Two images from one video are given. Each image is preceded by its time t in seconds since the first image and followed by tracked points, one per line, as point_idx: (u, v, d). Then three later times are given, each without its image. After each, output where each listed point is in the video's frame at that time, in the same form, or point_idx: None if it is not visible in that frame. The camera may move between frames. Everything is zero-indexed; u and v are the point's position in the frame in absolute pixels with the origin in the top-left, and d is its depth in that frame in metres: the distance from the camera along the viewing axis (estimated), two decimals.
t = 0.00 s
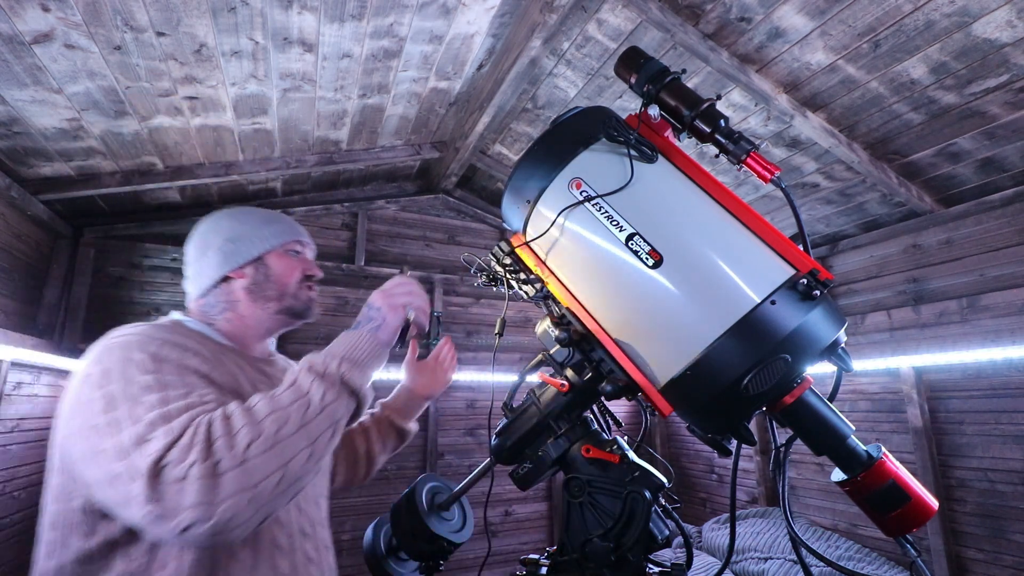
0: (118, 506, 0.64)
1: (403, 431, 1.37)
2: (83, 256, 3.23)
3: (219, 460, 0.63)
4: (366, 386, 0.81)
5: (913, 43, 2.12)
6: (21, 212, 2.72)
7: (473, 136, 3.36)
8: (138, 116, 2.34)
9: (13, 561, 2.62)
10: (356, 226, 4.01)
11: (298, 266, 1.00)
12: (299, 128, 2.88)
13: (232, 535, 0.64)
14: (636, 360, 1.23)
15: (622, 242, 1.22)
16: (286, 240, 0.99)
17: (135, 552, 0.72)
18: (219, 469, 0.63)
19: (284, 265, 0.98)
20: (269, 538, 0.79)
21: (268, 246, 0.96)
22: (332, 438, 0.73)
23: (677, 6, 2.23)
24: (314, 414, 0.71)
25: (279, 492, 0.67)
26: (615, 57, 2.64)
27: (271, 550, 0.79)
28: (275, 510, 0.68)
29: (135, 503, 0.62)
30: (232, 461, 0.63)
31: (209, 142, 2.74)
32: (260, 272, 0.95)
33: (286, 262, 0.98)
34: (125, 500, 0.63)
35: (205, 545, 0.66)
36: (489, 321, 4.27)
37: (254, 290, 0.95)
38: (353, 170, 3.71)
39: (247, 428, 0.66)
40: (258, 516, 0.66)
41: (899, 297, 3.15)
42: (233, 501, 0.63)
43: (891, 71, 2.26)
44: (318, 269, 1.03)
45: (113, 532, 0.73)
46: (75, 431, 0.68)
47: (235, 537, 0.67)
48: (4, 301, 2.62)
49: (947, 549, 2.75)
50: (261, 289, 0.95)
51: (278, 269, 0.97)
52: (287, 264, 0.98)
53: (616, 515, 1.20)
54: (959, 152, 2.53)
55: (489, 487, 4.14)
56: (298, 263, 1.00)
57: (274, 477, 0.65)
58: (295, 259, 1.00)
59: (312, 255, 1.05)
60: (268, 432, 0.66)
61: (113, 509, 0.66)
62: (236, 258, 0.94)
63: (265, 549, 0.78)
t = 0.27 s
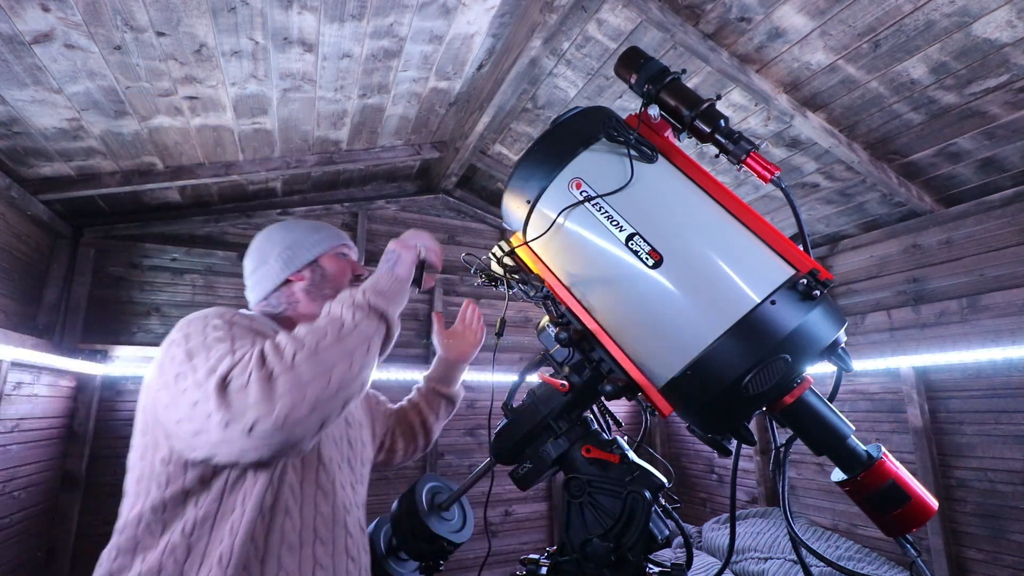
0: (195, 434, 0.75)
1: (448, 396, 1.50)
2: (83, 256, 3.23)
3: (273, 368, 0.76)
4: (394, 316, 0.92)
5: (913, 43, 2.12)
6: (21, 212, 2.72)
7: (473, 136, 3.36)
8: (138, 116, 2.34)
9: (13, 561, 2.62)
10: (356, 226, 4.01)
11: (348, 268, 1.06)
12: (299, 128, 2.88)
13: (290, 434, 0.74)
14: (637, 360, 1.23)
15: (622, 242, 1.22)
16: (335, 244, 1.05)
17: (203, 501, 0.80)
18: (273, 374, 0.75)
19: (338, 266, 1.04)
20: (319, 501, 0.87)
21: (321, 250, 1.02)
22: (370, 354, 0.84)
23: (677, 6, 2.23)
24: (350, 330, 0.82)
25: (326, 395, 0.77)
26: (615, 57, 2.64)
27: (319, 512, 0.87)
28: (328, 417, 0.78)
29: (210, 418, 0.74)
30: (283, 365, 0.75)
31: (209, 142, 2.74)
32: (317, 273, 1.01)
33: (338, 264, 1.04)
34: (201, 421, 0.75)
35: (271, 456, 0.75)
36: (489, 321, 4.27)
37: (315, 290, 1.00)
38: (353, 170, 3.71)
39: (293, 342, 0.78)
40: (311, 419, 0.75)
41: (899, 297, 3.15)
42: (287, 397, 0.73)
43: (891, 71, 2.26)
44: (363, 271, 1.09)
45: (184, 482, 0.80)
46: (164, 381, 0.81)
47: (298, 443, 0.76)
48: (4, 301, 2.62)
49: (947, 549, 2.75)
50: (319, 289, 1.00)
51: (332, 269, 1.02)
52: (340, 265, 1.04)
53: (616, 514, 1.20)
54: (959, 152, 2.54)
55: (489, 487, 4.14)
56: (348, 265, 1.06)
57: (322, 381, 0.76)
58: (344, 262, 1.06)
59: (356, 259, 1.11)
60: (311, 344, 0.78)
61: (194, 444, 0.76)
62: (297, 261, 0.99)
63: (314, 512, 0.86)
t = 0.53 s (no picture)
0: (231, 389, 0.92)
1: (469, 394, 1.63)
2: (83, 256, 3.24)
3: (297, 318, 0.93)
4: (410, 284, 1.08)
5: (913, 43, 2.12)
6: (21, 212, 2.72)
7: (473, 136, 3.36)
8: (138, 116, 2.34)
9: (13, 561, 2.62)
10: (357, 226, 4.01)
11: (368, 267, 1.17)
12: (299, 128, 2.88)
13: (314, 373, 0.89)
14: (636, 360, 1.23)
15: (622, 242, 1.22)
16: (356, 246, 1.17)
17: (227, 475, 0.97)
18: (296, 321, 0.92)
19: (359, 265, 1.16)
20: (330, 488, 1.02)
21: (343, 252, 1.14)
22: (382, 304, 1.00)
23: (677, 6, 2.23)
24: (362, 288, 0.99)
25: (344, 339, 0.93)
26: (615, 57, 2.64)
27: (331, 497, 1.01)
28: (348, 362, 0.93)
29: (246, 366, 0.91)
30: (306, 314, 0.93)
31: (209, 142, 2.74)
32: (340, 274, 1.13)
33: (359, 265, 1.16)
34: (237, 373, 0.92)
35: (297, 399, 0.89)
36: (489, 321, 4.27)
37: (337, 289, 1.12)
38: (353, 170, 3.71)
39: (314, 298, 0.95)
40: (330, 360, 0.91)
41: (899, 297, 3.15)
42: (308, 338, 0.90)
43: (891, 71, 2.26)
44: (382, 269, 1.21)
45: (211, 458, 0.97)
46: (199, 372, 1.00)
47: (321, 384, 0.90)
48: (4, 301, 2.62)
49: (947, 549, 2.75)
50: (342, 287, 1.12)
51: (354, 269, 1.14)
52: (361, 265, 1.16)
53: (616, 514, 1.20)
54: (959, 152, 2.54)
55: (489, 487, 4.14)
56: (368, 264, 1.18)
57: (338, 325, 0.93)
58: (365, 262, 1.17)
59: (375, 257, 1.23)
60: (328, 298, 0.96)
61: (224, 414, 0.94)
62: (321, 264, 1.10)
63: (325, 498, 1.00)
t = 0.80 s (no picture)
0: (257, 376, 0.93)
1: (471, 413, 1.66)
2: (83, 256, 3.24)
3: (323, 308, 0.96)
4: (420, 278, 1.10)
5: (913, 43, 2.12)
6: (21, 212, 2.72)
7: (473, 136, 3.36)
8: (138, 116, 2.34)
9: (13, 561, 2.62)
10: (357, 226, 4.01)
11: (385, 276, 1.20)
12: (299, 128, 2.88)
13: (341, 357, 0.91)
14: (636, 360, 1.23)
15: (622, 242, 1.22)
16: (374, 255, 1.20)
17: (247, 463, 0.98)
18: (323, 310, 0.95)
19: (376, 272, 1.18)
20: (345, 480, 1.03)
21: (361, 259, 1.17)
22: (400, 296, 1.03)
23: (677, 6, 2.23)
24: (382, 280, 1.02)
25: (368, 326, 0.96)
26: (615, 57, 2.64)
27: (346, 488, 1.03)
28: (372, 347, 0.96)
29: (273, 354, 0.92)
30: (330, 304, 0.96)
31: (209, 143, 2.74)
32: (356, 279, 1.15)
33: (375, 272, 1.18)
34: (263, 361, 0.93)
35: (324, 385, 0.91)
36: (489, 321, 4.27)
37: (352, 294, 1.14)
38: (353, 170, 3.71)
39: (337, 290, 0.98)
40: (356, 345, 0.93)
41: (899, 297, 3.15)
42: (336, 325, 0.93)
43: (891, 71, 2.26)
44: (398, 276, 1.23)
45: (232, 445, 0.98)
46: (220, 360, 1.01)
47: (348, 369, 0.93)
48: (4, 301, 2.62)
49: (947, 549, 2.75)
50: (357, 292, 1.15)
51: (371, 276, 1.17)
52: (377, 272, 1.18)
53: (616, 514, 1.20)
54: (959, 152, 2.54)
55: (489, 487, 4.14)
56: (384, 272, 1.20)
57: (363, 313, 0.96)
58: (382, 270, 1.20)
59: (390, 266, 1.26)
60: (352, 289, 0.99)
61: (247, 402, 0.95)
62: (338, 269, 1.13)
63: (342, 490, 1.02)
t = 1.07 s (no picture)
0: (263, 393, 0.96)
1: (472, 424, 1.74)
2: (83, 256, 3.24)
3: (321, 329, 0.96)
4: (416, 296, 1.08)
5: (913, 43, 2.12)
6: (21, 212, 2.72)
7: (473, 136, 3.36)
8: (138, 116, 2.34)
9: (13, 561, 2.62)
10: (357, 226, 4.01)
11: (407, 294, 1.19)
12: (299, 128, 2.88)
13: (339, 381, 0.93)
14: (636, 360, 1.23)
15: (622, 242, 1.22)
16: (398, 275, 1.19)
17: (255, 465, 1.01)
18: (321, 332, 0.95)
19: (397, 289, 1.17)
20: (351, 486, 1.08)
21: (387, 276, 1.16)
22: (399, 321, 1.02)
23: (677, 6, 2.23)
24: (382, 300, 1.01)
25: (367, 350, 0.96)
26: (615, 57, 2.64)
27: (353, 494, 1.07)
28: (368, 371, 0.97)
29: (274, 372, 0.95)
30: (328, 326, 0.95)
31: (209, 143, 2.74)
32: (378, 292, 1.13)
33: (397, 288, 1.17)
34: (266, 379, 0.95)
35: (320, 407, 0.94)
36: (489, 321, 4.27)
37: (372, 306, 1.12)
38: (353, 170, 3.71)
39: (336, 310, 0.98)
40: (354, 370, 0.95)
41: (899, 297, 3.15)
42: (332, 350, 0.93)
43: (891, 71, 2.26)
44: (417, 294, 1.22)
45: (240, 446, 1.01)
46: (232, 365, 1.05)
47: (343, 393, 0.95)
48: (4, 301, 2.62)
49: (947, 549, 2.75)
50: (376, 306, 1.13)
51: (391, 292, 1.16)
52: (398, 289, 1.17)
53: (616, 514, 1.20)
54: (959, 152, 2.54)
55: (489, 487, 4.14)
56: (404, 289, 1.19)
57: (359, 339, 0.95)
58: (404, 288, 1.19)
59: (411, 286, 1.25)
60: (350, 309, 0.98)
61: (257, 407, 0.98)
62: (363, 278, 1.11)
63: (348, 494, 1.06)
